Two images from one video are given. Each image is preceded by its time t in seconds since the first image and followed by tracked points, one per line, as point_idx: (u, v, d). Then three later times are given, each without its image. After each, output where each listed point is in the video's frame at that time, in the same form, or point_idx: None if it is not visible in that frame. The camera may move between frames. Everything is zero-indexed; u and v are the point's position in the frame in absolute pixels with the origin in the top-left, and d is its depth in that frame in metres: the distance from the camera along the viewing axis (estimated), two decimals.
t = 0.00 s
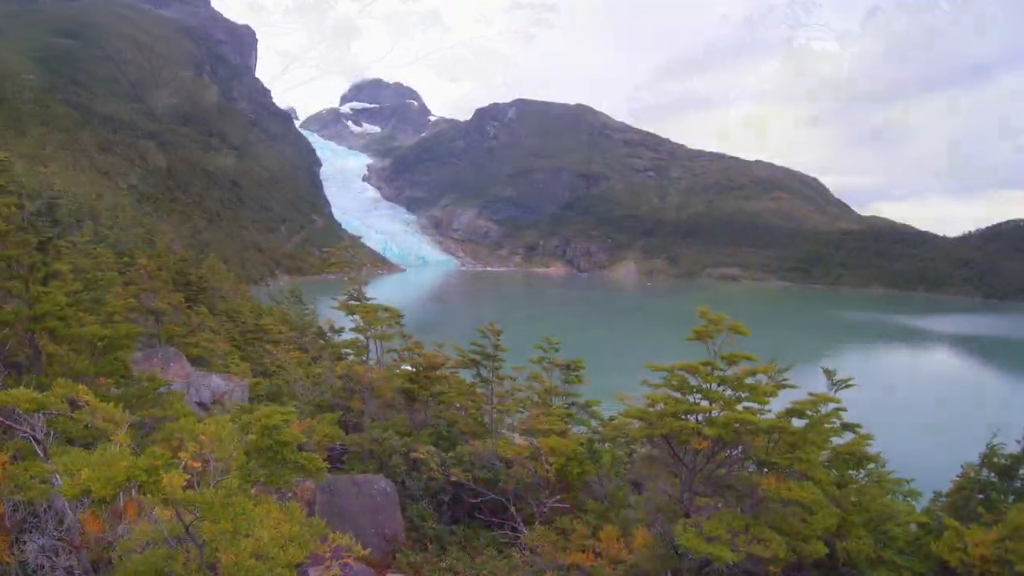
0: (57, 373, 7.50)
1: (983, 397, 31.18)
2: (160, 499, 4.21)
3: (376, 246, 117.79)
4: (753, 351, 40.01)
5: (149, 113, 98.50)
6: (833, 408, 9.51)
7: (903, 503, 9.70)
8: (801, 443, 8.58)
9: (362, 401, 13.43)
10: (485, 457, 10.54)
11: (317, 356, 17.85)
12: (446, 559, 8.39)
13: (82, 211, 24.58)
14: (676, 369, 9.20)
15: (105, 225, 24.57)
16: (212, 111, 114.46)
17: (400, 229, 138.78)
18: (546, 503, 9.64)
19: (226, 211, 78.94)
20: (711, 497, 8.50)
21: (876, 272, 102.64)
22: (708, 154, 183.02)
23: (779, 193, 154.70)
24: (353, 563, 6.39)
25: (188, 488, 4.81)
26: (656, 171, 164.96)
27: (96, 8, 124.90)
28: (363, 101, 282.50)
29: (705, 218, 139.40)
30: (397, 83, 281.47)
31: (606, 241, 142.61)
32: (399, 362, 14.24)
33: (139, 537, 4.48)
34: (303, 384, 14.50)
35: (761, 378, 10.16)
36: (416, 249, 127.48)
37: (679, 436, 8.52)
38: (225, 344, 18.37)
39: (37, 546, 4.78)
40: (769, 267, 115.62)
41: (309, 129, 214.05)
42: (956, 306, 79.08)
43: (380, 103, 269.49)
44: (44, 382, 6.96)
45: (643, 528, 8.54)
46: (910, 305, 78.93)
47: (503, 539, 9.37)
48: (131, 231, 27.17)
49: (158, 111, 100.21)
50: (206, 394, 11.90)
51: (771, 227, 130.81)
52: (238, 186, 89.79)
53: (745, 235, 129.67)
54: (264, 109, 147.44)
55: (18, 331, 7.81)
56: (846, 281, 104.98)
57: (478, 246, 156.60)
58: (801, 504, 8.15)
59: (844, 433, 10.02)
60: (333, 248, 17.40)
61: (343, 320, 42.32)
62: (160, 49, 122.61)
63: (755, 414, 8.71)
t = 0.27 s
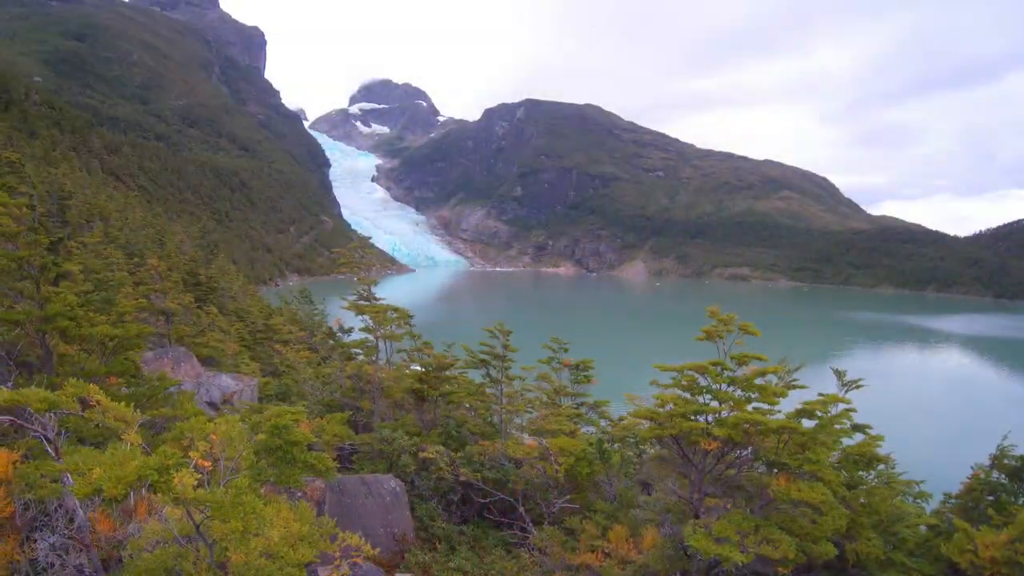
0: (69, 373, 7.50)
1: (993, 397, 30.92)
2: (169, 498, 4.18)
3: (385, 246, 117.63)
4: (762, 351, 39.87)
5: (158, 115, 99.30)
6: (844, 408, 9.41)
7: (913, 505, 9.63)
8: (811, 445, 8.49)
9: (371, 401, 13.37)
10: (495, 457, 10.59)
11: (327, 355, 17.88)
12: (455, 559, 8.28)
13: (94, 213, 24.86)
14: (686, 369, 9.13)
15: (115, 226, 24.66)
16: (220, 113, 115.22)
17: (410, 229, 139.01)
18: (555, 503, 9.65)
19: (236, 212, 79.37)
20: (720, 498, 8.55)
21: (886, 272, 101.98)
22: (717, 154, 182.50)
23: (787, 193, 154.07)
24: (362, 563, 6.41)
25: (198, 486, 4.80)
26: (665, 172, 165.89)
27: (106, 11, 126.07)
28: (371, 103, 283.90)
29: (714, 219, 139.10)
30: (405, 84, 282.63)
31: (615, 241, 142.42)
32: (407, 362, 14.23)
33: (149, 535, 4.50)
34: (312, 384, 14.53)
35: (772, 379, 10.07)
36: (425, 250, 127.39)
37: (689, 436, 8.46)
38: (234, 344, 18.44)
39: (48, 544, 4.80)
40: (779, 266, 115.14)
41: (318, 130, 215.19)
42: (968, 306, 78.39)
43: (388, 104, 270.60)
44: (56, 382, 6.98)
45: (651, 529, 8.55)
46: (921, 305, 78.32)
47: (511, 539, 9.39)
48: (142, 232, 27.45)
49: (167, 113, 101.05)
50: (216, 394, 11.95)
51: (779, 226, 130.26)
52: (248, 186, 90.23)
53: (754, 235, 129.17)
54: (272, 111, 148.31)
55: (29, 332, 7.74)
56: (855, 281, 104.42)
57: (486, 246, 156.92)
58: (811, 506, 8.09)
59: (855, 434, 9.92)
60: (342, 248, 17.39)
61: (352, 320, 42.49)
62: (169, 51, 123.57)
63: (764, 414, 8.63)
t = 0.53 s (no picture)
0: (79, 373, 7.55)
1: (1003, 397, 30.69)
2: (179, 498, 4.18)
3: (394, 247, 117.72)
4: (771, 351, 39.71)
5: (166, 117, 99.98)
6: (852, 409, 9.35)
7: (922, 506, 9.59)
8: (820, 445, 8.41)
9: (379, 401, 13.41)
10: (503, 457, 10.58)
11: (335, 355, 17.94)
12: (464, 558, 8.31)
13: (104, 214, 25.07)
14: (695, 369, 9.09)
15: (125, 227, 24.81)
16: (228, 115, 115.87)
17: (418, 230, 139.20)
18: (563, 503, 9.64)
19: (244, 213, 79.77)
20: (728, 498, 8.52)
21: (896, 271, 101.31)
22: (725, 154, 181.87)
23: (796, 192, 153.26)
24: (370, 562, 6.43)
25: (207, 485, 4.82)
26: (673, 171, 165.74)
27: (115, 14, 127.10)
28: (380, 103, 284.85)
29: (723, 218, 138.64)
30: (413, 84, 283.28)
31: (623, 240, 142.66)
32: (416, 362, 14.24)
33: (159, 533, 4.52)
34: (322, 384, 14.61)
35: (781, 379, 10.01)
36: (434, 250, 127.52)
37: (697, 436, 8.42)
38: (243, 344, 18.53)
39: (58, 543, 4.84)
40: (787, 266, 114.59)
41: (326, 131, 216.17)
42: (979, 306, 77.70)
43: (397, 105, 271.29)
44: (66, 382, 7.03)
45: (659, 529, 8.55)
46: (930, 304, 77.78)
47: (519, 539, 9.38)
48: (151, 233, 27.66)
49: (176, 115, 101.77)
50: (225, 394, 12.00)
51: (788, 226, 129.61)
52: (256, 187, 90.63)
53: (762, 235, 128.61)
54: (279, 112, 148.97)
55: (38, 332, 7.80)
56: (865, 281, 103.84)
57: (494, 247, 157.14)
58: (820, 507, 8.04)
59: (864, 434, 9.84)
60: (350, 249, 17.42)
61: (360, 320, 42.65)
62: (177, 54, 124.41)
63: (773, 414, 8.58)
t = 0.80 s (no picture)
0: (89, 371, 7.61)
1: (1014, 400, 30.41)
2: (188, 495, 4.18)
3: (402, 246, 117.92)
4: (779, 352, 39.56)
5: (175, 117, 100.60)
6: (860, 411, 9.28)
7: (928, 509, 9.58)
8: (827, 447, 8.35)
9: (387, 400, 13.43)
10: (511, 457, 10.60)
11: (343, 354, 18.01)
12: (471, 558, 8.30)
13: (113, 213, 25.24)
14: (703, 370, 9.09)
15: (133, 226, 24.95)
16: (237, 114, 116.48)
17: (426, 229, 139.44)
18: (570, 503, 9.64)
19: (253, 212, 80.16)
20: (735, 501, 8.57)
21: (906, 272, 100.68)
22: (734, 154, 181.18)
23: (804, 192, 152.52)
24: (378, 564, 6.48)
25: (217, 484, 4.87)
26: (682, 172, 165.61)
27: (124, 15, 128.01)
28: (389, 103, 285.68)
29: (731, 219, 138.18)
30: (422, 84, 283.75)
31: (631, 241, 142.84)
32: (424, 361, 14.27)
33: (168, 532, 4.54)
34: (330, 383, 14.72)
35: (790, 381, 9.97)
36: (442, 250, 127.64)
37: (705, 438, 8.37)
38: (252, 343, 18.68)
39: (66, 541, 4.90)
40: (796, 267, 114.08)
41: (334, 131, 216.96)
42: (990, 307, 76.98)
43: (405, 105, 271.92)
44: (76, 381, 7.09)
45: (666, 531, 8.54)
46: (940, 306, 77.25)
47: (526, 540, 9.39)
48: (161, 231, 27.87)
49: (185, 115, 102.40)
50: (234, 393, 12.08)
51: (796, 226, 129.07)
52: (265, 186, 91.03)
53: (771, 235, 128.10)
54: (288, 112, 149.60)
55: (43, 331, 7.80)
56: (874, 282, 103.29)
57: (502, 246, 157.42)
58: (827, 509, 8.01)
59: (872, 437, 9.77)
60: (358, 248, 17.43)
61: (368, 319, 42.89)
62: (186, 54, 125.17)
63: (781, 416, 8.53)
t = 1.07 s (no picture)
0: (98, 372, 7.65)
1: None
2: (198, 495, 4.18)
3: (409, 247, 118.19)
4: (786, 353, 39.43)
5: (183, 118, 101.17)
6: (869, 412, 9.23)
7: (937, 510, 9.53)
8: (836, 447, 8.30)
9: (395, 400, 13.47)
10: (518, 457, 10.60)
11: (351, 354, 18.06)
12: (478, 558, 8.29)
13: (122, 214, 25.40)
14: (711, 371, 9.06)
15: (141, 226, 25.08)
16: (244, 115, 117.01)
17: (433, 230, 139.60)
18: (577, 503, 9.65)
19: (261, 212, 80.50)
20: (744, 502, 8.52)
21: (914, 272, 100.24)
22: (741, 154, 180.77)
23: (812, 192, 151.80)
24: (385, 563, 6.53)
25: (226, 483, 4.88)
26: (689, 171, 165.33)
27: (132, 17, 128.78)
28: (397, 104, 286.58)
29: (739, 219, 137.74)
30: (429, 84, 284.29)
31: (639, 241, 142.81)
32: (432, 361, 14.30)
33: (177, 531, 4.55)
34: (338, 383, 14.77)
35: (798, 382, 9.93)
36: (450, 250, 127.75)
37: (713, 439, 8.34)
38: (260, 343, 18.75)
39: (75, 540, 4.91)
40: (804, 267, 113.59)
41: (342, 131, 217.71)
42: (999, 308, 76.40)
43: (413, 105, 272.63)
44: (85, 381, 7.13)
45: (674, 532, 8.53)
46: (949, 306, 76.68)
47: (533, 540, 9.39)
48: (169, 232, 28.04)
49: (192, 115, 102.96)
50: (242, 393, 12.14)
51: (803, 226, 128.69)
52: (272, 187, 91.40)
53: (778, 235, 127.59)
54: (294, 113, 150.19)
55: (55, 332, 7.85)
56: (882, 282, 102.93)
57: (509, 246, 157.69)
58: (835, 510, 7.97)
59: (881, 438, 9.69)
60: (366, 248, 17.46)
61: (376, 320, 43.07)
62: (194, 55, 125.80)
63: (790, 417, 8.48)
